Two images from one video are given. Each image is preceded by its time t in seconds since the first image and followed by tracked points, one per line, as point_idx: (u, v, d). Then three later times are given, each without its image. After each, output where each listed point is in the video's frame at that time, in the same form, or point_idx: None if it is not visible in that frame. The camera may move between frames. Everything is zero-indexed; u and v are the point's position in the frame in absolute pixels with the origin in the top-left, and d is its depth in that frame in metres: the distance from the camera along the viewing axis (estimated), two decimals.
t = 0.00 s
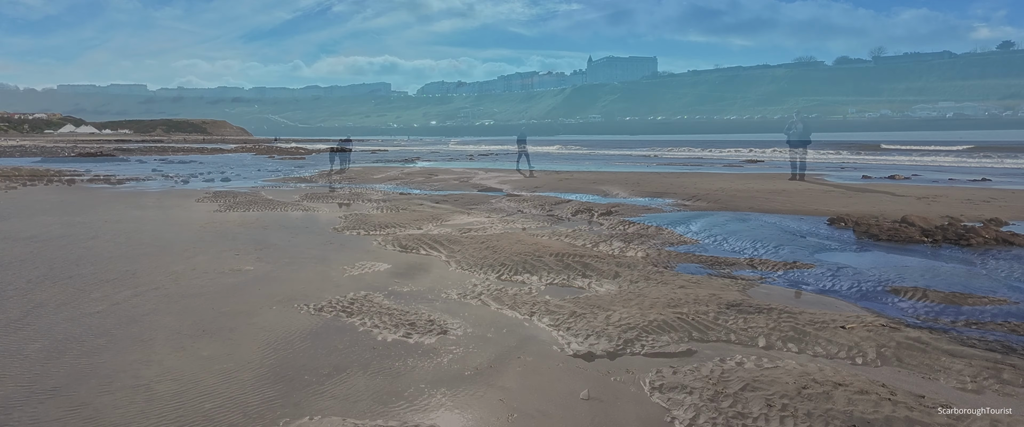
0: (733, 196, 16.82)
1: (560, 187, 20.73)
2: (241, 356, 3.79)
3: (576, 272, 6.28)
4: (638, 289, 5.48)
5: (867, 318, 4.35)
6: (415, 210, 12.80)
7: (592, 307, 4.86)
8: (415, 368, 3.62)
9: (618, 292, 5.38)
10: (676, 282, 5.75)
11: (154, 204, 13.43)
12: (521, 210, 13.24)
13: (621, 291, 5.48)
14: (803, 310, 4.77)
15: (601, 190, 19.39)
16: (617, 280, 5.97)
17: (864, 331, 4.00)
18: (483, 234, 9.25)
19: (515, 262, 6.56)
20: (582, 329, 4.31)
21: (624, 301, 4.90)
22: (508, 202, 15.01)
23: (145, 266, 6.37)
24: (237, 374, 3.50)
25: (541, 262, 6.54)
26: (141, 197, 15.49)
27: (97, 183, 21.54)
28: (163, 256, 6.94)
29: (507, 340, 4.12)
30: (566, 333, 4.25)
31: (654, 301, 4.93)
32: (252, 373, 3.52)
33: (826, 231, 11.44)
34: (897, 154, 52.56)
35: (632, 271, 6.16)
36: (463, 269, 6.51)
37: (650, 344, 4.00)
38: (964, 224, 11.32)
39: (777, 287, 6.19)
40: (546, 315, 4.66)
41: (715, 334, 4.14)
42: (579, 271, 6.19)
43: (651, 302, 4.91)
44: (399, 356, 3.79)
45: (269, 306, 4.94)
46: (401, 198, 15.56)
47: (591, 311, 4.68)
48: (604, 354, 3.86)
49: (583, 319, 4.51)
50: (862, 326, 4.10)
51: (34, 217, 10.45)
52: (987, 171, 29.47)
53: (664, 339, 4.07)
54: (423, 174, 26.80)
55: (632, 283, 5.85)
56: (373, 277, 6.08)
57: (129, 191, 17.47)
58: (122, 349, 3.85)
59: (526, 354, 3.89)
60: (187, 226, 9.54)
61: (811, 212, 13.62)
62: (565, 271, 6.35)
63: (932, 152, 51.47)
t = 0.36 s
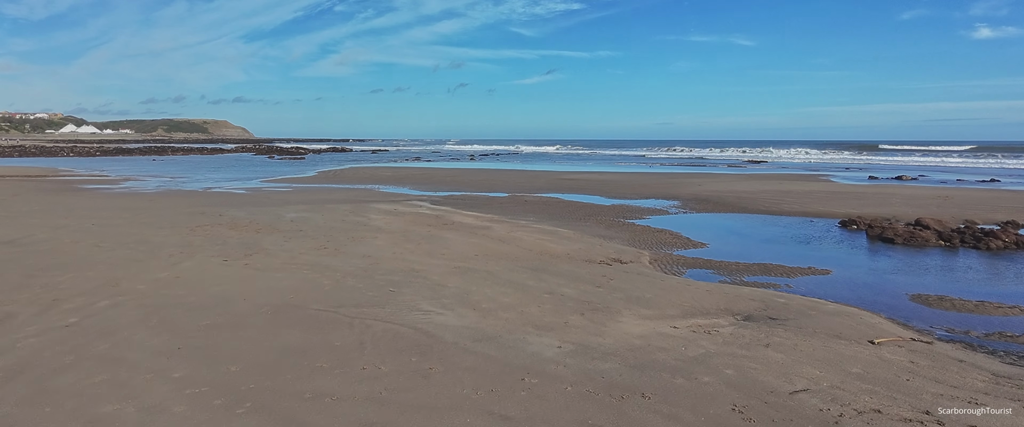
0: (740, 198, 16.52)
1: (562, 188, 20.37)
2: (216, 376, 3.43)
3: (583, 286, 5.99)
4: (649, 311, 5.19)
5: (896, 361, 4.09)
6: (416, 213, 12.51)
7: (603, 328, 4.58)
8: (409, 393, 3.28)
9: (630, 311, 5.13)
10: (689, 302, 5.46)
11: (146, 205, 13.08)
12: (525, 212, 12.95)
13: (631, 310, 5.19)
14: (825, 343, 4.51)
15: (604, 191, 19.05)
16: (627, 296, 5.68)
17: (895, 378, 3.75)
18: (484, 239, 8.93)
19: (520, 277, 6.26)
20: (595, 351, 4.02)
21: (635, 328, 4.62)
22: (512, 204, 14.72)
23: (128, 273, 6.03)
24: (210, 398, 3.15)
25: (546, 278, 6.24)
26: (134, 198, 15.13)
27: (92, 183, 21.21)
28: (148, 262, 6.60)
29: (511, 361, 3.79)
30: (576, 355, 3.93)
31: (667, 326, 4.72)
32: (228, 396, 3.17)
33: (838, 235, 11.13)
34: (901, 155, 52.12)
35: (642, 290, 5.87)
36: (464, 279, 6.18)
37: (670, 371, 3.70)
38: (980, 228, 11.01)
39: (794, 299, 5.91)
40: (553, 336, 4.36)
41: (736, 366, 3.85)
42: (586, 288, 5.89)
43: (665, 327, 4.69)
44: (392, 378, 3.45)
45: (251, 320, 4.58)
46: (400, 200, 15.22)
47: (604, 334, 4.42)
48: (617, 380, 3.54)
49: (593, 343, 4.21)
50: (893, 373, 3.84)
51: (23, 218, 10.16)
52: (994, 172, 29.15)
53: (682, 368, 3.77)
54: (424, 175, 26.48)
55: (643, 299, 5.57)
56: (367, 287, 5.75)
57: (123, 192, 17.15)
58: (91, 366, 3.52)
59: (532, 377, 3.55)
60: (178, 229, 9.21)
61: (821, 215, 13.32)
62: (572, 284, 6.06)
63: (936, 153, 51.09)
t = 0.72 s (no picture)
0: (747, 199, 16.18)
1: (563, 189, 19.99)
2: (183, 404, 3.07)
3: (590, 296, 5.64)
4: (661, 323, 4.84)
5: (934, 381, 3.75)
6: (415, 214, 12.18)
7: (613, 344, 4.22)
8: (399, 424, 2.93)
9: (641, 324, 4.76)
10: (703, 315, 5.10)
11: (135, 207, 12.69)
12: (527, 214, 12.60)
13: (641, 322, 4.83)
14: (853, 359, 4.16)
15: (607, 192, 18.67)
16: (637, 307, 5.32)
17: (938, 403, 3.40)
18: (484, 243, 8.56)
19: (521, 286, 5.91)
20: (606, 372, 3.66)
21: (646, 344, 4.27)
22: (513, 205, 14.37)
23: (106, 282, 5.67)
24: None
25: (549, 287, 5.89)
26: (124, 199, 14.75)
27: (86, 184, 20.86)
28: (127, 270, 6.22)
29: (512, 384, 3.44)
30: (584, 377, 3.58)
31: (682, 341, 4.37)
32: None
33: (850, 238, 10.76)
34: (905, 156, 51.82)
35: (652, 300, 5.52)
36: (463, 287, 5.83)
37: (690, 396, 3.33)
38: (997, 231, 10.66)
39: (815, 309, 5.54)
40: (558, 353, 4.01)
41: (760, 390, 3.49)
42: (591, 298, 5.54)
43: (680, 342, 4.34)
44: (381, 407, 3.09)
45: (229, 335, 4.20)
46: (398, 201, 14.86)
47: (614, 352, 4.05)
48: (631, 406, 3.19)
49: (602, 362, 3.85)
50: (934, 396, 3.49)
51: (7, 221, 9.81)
52: (1002, 172, 28.80)
53: (702, 392, 3.41)
54: (424, 175, 26.13)
55: (654, 310, 5.20)
56: (359, 297, 5.38)
57: (115, 193, 16.79)
58: (44, 394, 3.15)
59: (535, 403, 3.19)
60: (165, 233, 8.84)
61: (831, 217, 12.96)
62: (578, 294, 5.70)
63: (940, 153, 50.73)
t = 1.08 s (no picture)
0: (753, 200, 15.84)
1: (565, 190, 19.64)
2: None
3: (596, 306, 5.30)
4: (674, 336, 4.50)
5: (977, 406, 3.41)
6: (414, 216, 11.86)
7: (623, 362, 3.88)
8: None
9: (652, 338, 4.42)
10: (720, 327, 4.75)
11: (126, 208, 12.35)
12: (529, 216, 12.27)
13: (652, 336, 4.49)
14: (886, 378, 3.82)
15: (610, 193, 18.32)
16: (647, 318, 4.98)
17: None
18: (484, 248, 8.23)
19: (524, 295, 5.58)
20: (617, 395, 3.32)
21: (659, 360, 3.93)
22: (514, 206, 14.05)
23: (83, 291, 5.35)
24: None
25: (553, 297, 5.54)
26: (116, 200, 14.42)
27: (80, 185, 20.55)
28: (107, 277, 5.88)
29: (513, 410, 3.10)
30: (593, 401, 3.24)
31: (698, 358, 4.03)
32: None
33: (863, 241, 10.40)
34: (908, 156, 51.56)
35: (664, 311, 5.18)
36: (462, 296, 5.49)
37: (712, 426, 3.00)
38: (1014, 234, 10.31)
39: (837, 321, 5.18)
40: (564, 372, 3.67)
41: (790, 417, 3.15)
42: (599, 308, 5.20)
43: (696, 359, 4.00)
44: None
45: (206, 352, 3.86)
46: (396, 203, 14.51)
47: (626, 371, 3.71)
48: None
49: (613, 382, 3.51)
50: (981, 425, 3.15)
51: None
52: (1009, 172, 28.47)
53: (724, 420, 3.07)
54: (424, 176, 25.78)
55: (665, 322, 4.87)
56: (351, 307, 5.05)
57: (109, 194, 16.49)
58: None
59: None
60: (152, 236, 8.49)
61: (841, 218, 12.62)
62: (584, 304, 5.35)
63: (944, 153, 50.32)
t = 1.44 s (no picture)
0: (759, 201, 15.47)
1: (567, 191, 19.26)
2: None
3: (605, 318, 4.93)
4: (691, 354, 4.13)
5: None
6: (412, 219, 11.50)
7: (638, 385, 3.51)
8: None
9: (667, 356, 4.05)
10: (739, 343, 4.38)
11: (116, 210, 11.99)
12: (531, 218, 11.91)
13: (667, 354, 4.12)
14: (928, 404, 3.45)
15: (613, 194, 17.94)
16: (660, 333, 4.61)
17: None
18: (484, 253, 7.86)
19: (526, 306, 5.21)
20: None
21: (677, 383, 3.57)
22: (515, 208, 13.68)
23: (54, 301, 4.99)
24: None
25: (557, 308, 5.18)
26: (107, 201, 14.05)
27: (73, 185, 20.18)
28: (82, 286, 5.51)
29: None
30: None
31: (720, 380, 3.66)
32: None
33: (877, 246, 10.02)
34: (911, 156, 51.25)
35: (677, 324, 4.82)
36: (461, 307, 5.12)
37: None
38: None
39: (865, 335, 4.81)
40: (572, 398, 3.30)
41: None
42: (607, 321, 4.84)
43: (717, 382, 3.63)
44: None
45: (176, 374, 3.49)
46: (394, 204, 14.13)
47: (641, 396, 3.34)
48: None
49: (626, 412, 3.14)
50: None
51: None
52: (1017, 172, 28.10)
53: None
54: (424, 176, 25.42)
55: (680, 338, 4.49)
56: (340, 320, 4.68)
57: (101, 195, 16.15)
58: None
59: None
60: (137, 240, 8.13)
61: (852, 220, 12.24)
62: (591, 317, 4.98)
63: (949, 153, 49.86)
